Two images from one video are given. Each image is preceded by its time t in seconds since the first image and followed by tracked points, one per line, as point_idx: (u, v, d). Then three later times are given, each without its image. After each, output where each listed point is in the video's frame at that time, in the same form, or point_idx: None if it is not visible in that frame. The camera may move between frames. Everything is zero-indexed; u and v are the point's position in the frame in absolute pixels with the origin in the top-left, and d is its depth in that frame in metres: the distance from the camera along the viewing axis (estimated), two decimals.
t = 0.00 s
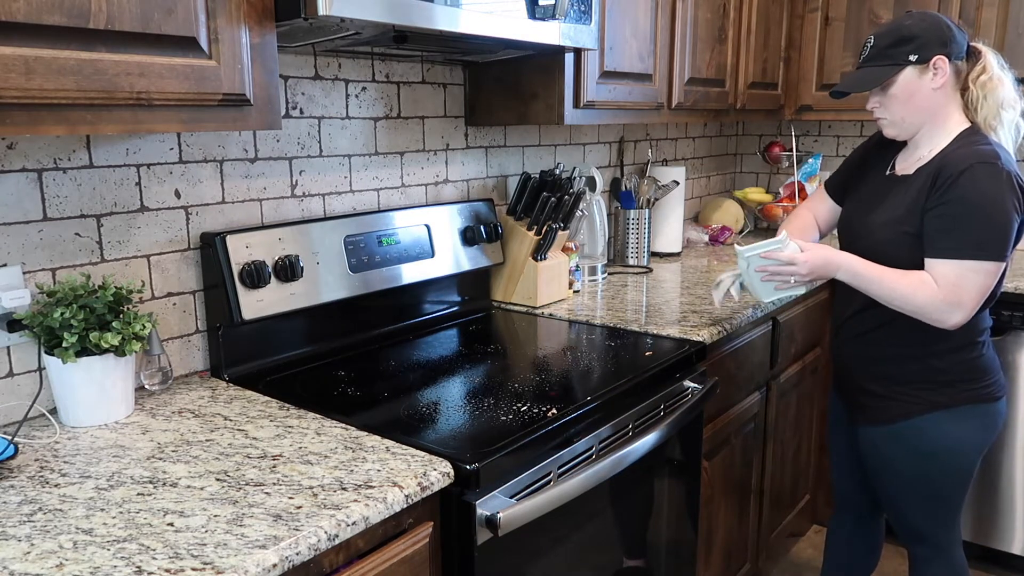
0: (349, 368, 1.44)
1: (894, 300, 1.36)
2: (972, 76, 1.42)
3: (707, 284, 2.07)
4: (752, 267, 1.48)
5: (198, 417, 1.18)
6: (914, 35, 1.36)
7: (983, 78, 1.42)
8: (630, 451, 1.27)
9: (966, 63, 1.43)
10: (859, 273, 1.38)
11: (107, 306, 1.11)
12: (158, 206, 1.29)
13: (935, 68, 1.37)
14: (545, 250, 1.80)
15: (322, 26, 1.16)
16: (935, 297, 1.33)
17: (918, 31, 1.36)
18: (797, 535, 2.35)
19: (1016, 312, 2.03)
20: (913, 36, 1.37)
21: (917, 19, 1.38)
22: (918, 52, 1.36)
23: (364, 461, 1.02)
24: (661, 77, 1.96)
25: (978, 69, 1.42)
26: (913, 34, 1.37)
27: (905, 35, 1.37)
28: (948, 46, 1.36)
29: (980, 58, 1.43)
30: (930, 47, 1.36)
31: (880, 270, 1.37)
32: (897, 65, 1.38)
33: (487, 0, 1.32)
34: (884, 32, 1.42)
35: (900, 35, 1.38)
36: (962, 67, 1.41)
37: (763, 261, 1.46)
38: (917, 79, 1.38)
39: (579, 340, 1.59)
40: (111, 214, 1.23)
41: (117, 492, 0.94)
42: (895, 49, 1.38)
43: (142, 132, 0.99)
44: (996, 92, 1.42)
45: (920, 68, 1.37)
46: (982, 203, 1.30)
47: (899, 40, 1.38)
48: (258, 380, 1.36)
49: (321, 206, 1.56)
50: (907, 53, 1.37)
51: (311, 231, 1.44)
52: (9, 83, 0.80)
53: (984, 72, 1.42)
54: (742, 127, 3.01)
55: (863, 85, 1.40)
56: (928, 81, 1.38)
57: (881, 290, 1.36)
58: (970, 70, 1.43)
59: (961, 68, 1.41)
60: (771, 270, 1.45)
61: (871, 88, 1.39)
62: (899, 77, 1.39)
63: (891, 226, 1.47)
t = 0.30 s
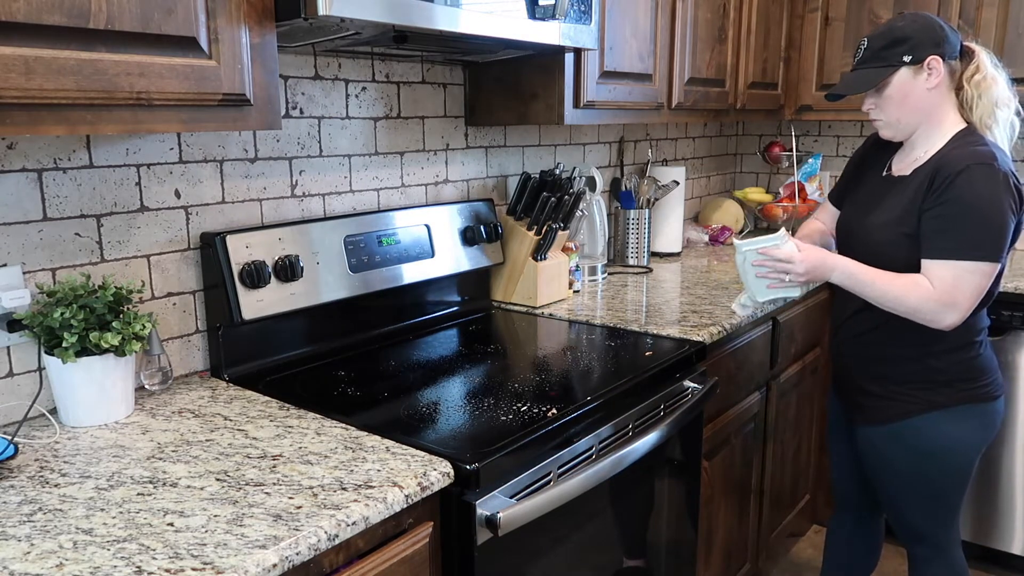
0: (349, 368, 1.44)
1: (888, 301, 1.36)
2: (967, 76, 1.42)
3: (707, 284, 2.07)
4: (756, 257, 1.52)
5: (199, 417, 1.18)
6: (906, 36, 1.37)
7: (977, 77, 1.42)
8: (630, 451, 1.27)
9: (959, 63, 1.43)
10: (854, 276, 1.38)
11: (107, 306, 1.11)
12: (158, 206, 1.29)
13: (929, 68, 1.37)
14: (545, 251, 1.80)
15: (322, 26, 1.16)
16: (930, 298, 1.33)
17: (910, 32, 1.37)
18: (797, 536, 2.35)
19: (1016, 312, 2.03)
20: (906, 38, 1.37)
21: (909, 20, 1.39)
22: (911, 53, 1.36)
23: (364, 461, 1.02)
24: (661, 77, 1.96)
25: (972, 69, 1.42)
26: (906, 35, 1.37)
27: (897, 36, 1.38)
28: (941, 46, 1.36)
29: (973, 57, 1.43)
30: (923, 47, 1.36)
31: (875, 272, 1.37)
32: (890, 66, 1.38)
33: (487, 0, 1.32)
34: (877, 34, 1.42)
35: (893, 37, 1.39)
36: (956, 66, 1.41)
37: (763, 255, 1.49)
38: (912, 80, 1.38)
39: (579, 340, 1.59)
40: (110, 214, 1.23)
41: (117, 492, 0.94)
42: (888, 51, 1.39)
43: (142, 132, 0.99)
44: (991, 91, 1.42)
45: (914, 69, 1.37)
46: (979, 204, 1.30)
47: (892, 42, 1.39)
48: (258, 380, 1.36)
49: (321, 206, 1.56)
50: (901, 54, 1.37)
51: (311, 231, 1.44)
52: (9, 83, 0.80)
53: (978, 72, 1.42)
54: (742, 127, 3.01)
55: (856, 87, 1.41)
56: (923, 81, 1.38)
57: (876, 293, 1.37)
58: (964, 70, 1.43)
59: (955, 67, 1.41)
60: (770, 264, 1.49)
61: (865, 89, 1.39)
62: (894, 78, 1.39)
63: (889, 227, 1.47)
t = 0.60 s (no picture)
0: (349, 368, 1.44)
1: (902, 304, 1.35)
2: (967, 76, 1.42)
3: (707, 284, 2.07)
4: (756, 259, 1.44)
5: (199, 417, 1.18)
6: (908, 38, 1.37)
7: (977, 77, 1.42)
8: (630, 451, 1.27)
9: (960, 63, 1.43)
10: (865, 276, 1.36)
11: (107, 306, 1.11)
12: (158, 206, 1.29)
13: (932, 70, 1.37)
14: (545, 250, 1.80)
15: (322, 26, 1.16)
16: (943, 300, 1.32)
17: (911, 34, 1.37)
18: (797, 536, 2.35)
19: (1016, 312, 2.03)
20: (907, 39, 1.37)
21: (910, 21, 1.38)
22: (913, 55, 1.36)
23: (364, 461, 1.02)
24: (661, 77, 1.96)
25: (972, 69, 1.42)
26: (907, 37, 1.37)
27: (899, 39, 1.38)
28: (943, 47, 1.36)
29: (974, 58, 1.43)
30: (925, 48, 1.36)
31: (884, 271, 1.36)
32: (893, 68, 1.38)
33: (487, 0, 1.32)
34: (878, 35, 1.42)
35: (895, 39, 1.38)
36: (957, 68, 1.41)
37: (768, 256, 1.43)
38: (914, 81, 1.38)
39: (580, 340, 1.59)
40: (110, 214, 1.23)
41: (117, 492, 0.94)
42: (890, 52, 1.39)
43: (142, 132, 0.99)
44: (992, 91, 1.42)
45: (917, 70, 1.37)
46: (986, 204, 1.31)
47: (895, 43, 1.38)
48: (258, 380, 1.36)
49: (321, 206, 1.56)
50: (903, 57, 1.37)
51: (311, 231, 1.44)
52: (9, 83, 0.80)
53: (978, 72, 1.43)
54: (742, 127, 3.02)
55: (858, 89, 1.41)
56: (925, 83, 1.38)
57: (888, 294, 1.35)
58: (964, 70, 1.43)
59: (956, 68, 1.41)
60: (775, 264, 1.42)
61: (869, 91, 1.39)
62: (896, 80, 1.39)
63: (893, 229, 1.47)
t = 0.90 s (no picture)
0: (350, 368, 1.44)
1: (902, 303, 1.34)
2: (963, 76, 1.43)
3: (707, 284, 2.07)
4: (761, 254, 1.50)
5: (199, 417, 1.18)
6: (906, 39, 1.37)
7: (973, 77, 1.42)
8: (630, 452, 1.27)
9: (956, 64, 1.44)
10: (863, 277, 1.37)
11: (107, 306, 1.11)
12: (158, 206, 1.29)
13: (929, 71, 1.37)
14: (545, 250, 1.80)
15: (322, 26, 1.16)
16: (944, 298, 1.32)
17: (909, 34, 1.37)
18: (797, 536, 2.35)
19: (1016, 312, 2.03)
20: (905, 40, 1.37)
21: (907, 22, 1.39)
22: (911, 55, 1.37)
23: (364, 461, 1.02)
24: (661, 77, 1.96)
25: (968, 69, 1.42)
26: (905, 37, 1.37)
27: (897, 39, 1.38)
28: (940, 48, 1.36)
29: (969, 58, 1.44)
30: (922, 49, 1.36)
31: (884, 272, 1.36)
32: (891, 69, 1.38)
33: (487, 0, 1.31)
34: (876, 36, 1.42)
35: (893, 40, 1.39)
36: (953, 69, 1.41)
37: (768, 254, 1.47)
38: (912, 82, 1.38)
39: (579, 340, 1.59)
40: (110, 214, 1.23)
41: (117, 492, 0.94)
42: (889, 53, 1.39)
43: (142, 132, 0.99)
44: (987, 90, 1.42)
45: (914, 71, 1.37)
46: (984, 202, 1.31)
47: (893, 44, 1.39)
48: (258, 380, 1.36)
49: (321, 206, 1.56)
50: (901, 57, 1.37)
51: (311, 230, 1.44)
52: (9, 83, 0.80)
53: (974, 72, 1.43)
54: (742, 127, 3.02)
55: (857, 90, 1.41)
56: (923, 83, 1.38)
57: (888, 295, 1.35)
58: (960, 70, 1.44)
59: (952, 68, 1.41)
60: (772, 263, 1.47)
61: (868, 92, 1.39)
62: (894, 81, 1.39)
63: (891, 228, 1.47)
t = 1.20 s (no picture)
0: (349, 368, 1.44)
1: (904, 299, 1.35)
2: (968, 78, 1.42)
3: (707, 284, 2.07)
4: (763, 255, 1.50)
5: (199, 417, 1.18)
6: (915, 35, 1.36)
7: (978, 79, 1.42)
8: (630, 452, 1.27)
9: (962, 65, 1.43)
10: (865, 272, 1.37)
11: (107, 306, 1.11)
12: (158, 206, 1.29)
13: (935, 69, 1.37)
14: (545, 250, 1.80)
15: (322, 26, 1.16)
16: (944, 295, 1.31)
17: (919, 30, 1.36)
18: (797, 536, 2.35)
19: (1016, 312, 2.03)
20: (913, 36, 1.37)
21: (917, 19, 1.38)
22: (919, 51, 1.36)
23: (364, 461, 1.02)
24: (661, 77, 1.96)
25: (974, 70, 1.42)
26: (914, 33, 1.37)
27: (906, 35, 1.37)
28: (948, 47, 1.36)
29: (976, 61, 1.44)
30: (930, 47, 1.36)
31: (885, 269, 1.36)
32: (897, 65, 1.38)
33: (487, 0, 1.32)
34: (885, 31, 1.41)
35: (902, 35, 1.38)
36: (959, 70, 1.41)
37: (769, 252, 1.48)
38: (917, 79, 1.38)
39: (579, 340, 1.59)
40: (110, 214, 1.23)
41: (117, 492, 0.94)
42: (895, 49, 1.38)
43: (142, 132, 0.99)
44: (991, 93, 1.42)
45: (921, 68, 1.37)
46: (984, 200, 1.31)
47: (901, 40, 1.38)
48: (258, 380, 1.36)
49: (321, 206, 1.56)
50: (909, 53, 1.37)
51: (311, 230, 1.44)
52: (9, 83, 0.80)
53: (979, 74, 1.43)
54: (742, 127, 3.02)
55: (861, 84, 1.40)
56: (928, 81, 1.38)
57: (889, 291, 1.36)
58: (966, 72, 1.43)
59: (958, 69, 1.41)
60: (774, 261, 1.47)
61: (872, 86, 1.39)
62: (899, 77, 1.39)
63: (891, 227, 1.47)
